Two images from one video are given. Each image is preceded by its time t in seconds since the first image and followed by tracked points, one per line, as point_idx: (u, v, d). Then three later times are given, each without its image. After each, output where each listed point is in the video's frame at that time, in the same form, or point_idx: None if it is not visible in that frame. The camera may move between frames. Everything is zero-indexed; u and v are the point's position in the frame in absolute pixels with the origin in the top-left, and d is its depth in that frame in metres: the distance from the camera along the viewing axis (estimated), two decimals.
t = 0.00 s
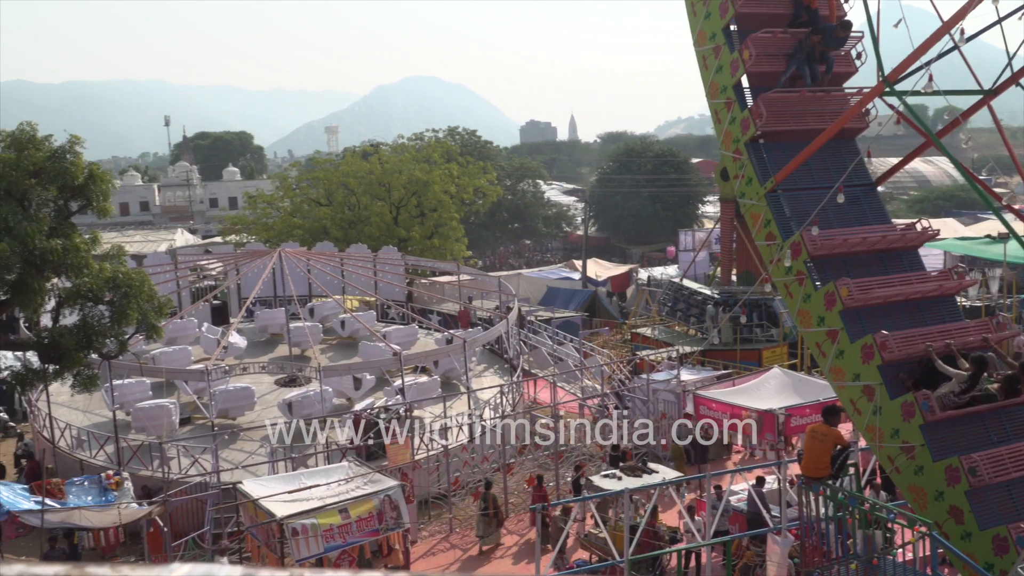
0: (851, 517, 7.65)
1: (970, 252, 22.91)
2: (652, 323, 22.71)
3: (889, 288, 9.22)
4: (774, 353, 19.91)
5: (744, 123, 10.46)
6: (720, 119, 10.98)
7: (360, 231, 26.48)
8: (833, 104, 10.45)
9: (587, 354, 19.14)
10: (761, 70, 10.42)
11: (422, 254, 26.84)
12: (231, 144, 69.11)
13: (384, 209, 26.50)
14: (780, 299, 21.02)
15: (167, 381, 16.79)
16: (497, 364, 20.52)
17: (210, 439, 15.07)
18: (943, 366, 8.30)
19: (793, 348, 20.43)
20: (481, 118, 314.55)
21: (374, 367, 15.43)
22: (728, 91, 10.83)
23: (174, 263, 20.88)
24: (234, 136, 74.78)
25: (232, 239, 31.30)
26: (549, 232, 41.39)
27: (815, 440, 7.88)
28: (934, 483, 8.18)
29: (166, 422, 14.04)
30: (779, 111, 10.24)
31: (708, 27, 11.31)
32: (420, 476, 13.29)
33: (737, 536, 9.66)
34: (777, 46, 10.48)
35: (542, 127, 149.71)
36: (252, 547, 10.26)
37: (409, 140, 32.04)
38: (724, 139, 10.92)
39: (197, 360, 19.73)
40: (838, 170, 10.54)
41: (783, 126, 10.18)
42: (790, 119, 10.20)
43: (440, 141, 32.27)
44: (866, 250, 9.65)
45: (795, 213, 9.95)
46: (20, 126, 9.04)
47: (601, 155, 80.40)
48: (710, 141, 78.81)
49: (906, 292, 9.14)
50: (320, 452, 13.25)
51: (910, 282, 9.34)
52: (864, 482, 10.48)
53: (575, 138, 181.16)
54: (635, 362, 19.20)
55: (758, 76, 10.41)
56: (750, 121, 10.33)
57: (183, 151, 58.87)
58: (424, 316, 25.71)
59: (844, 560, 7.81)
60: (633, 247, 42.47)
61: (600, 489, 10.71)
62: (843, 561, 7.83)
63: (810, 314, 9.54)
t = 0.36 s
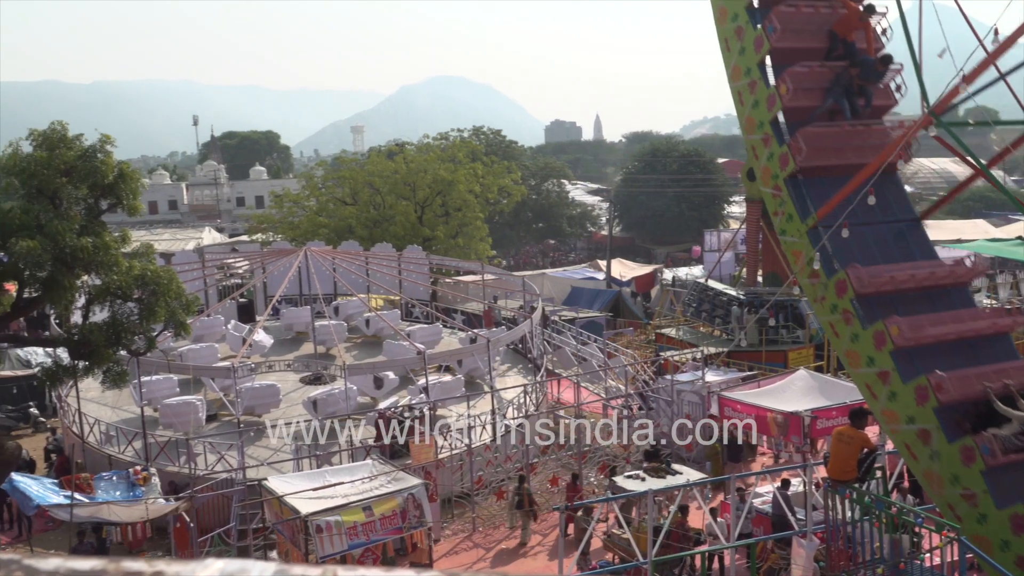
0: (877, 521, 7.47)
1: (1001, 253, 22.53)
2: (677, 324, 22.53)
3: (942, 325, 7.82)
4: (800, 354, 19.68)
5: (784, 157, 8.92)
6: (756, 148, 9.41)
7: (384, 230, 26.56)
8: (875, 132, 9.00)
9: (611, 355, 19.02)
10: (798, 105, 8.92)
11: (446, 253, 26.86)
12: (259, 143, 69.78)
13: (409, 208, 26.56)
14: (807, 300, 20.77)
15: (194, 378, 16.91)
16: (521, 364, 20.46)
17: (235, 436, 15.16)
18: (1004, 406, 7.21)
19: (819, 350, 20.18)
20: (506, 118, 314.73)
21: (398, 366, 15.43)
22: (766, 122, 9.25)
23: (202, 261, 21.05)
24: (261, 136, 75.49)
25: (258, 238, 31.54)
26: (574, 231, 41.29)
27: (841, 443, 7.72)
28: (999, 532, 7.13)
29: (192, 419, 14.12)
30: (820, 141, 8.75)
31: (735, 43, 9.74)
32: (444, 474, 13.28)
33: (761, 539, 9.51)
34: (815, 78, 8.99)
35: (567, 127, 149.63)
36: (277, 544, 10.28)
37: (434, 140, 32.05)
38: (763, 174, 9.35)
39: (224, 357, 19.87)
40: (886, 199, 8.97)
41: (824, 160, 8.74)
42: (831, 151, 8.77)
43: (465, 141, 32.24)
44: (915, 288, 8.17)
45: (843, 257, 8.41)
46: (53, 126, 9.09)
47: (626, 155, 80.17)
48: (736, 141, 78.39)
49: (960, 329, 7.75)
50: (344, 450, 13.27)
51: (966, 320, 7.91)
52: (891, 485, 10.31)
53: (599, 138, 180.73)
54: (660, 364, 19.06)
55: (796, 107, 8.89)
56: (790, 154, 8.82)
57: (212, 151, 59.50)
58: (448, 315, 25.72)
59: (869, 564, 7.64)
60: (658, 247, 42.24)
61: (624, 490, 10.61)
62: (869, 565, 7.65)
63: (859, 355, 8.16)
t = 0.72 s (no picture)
0: (904, 525, 7.28)
1: None
2: (701, 325, 22.28)
3: None
4: (826, 356, 19.42)
5: (851, 255, 7.01)
6: (819, 247, 7.55)
7: (409, 229, 26.61)
8: (952, 217, 6.90)
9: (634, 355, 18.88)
10: (861, 204, 7.02)
11: (471, 253, 26.83)
12: (285, 142, 70.27)
13: (433, 208, 26.59)
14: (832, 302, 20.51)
15: (220, 375, 17.00)
16: (544, 364, 20.37)
17: (260, 433, 15.22)
18: None
19: (845, 351, 19.92)
20: (530, 118, 314.70)
21: (422, 365, 15.41)
22: (828, 220, 7.36)
23: (228, 260, 21.18)
24: (287, 136, 76.00)
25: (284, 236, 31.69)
26: (598, 231, 41.15)
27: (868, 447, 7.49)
28: None
29: (218, 416, 14.18)
30: (887, 231, 6.85)
31: (785, 136, 8.01)
32: (467, 474, 13.24)
33: (786, 542, 9.32)
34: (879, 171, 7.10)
35: (591, 127, 149.41)
36: (301, 541, 10.29)
37: (458, 140, 32.04)
38: (830, 276, 7.42)
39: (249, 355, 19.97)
40: (974, 299, 6.68)
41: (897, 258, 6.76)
42: (905, 247, 6.79)
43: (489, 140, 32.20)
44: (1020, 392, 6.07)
45: (930, 361, 6.29)
46: (82, 125, 9.13)
47: (650, 155, 79.84)
48: (761, 141, 77.89)
49: None
50: (368, 448, 13.27)
51: None
52: (919, 489, 10.09)
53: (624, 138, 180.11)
54: (684, 365, 18.88)
55: (858, 204, 7.00)
56: (856, 248, 6.93)
57: (239, 151, 60.04)
58: (472, 314, 25.68)
59: (896, 569, 7.45)
60: (682, 247, 41.99)
61: (646, 491, 10.48)
62: (895, 570, 7.45)
63: (959, 470, 6.06)
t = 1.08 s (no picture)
0: (931, 529, 7.03)
1: None
2: (725, 326, 22.04)
3: None
4: (852, 358, 19.16)
5: (908, 294, 5.54)
6: (868, 300, 5.97)
7: (432, 229, 26.62)
8: None
9: (658, 356, 18.71)
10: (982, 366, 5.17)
11: (494, 252, 26.79)
12: (309, 141, 70.64)
13: (456, 207, 26.59)
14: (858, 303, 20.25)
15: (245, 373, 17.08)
16: (567, 364, 20.26)
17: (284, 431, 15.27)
18: None
19: (872, 353, 19.66)
20: (554, 117, 314.23)
21: (445, 364, 15.38)
22: (909, 326, 5.56)
23: (253, 259, 21.28)
24: (311, 136, 76.43)
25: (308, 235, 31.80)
26: (621, 231, 40.96)
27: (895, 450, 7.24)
28: None
29: (243, 413, 14.25)
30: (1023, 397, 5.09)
31: (821, 183, 6.25)
32: (489, 473, 13.19)
33: (809, 545, 9.13)
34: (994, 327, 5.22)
35: (614, 127, 149.04)
36: (324, 538, 10.28)
37: (482, 139, 31.95)
38: (883, 335, 5.90)
39: (273, 353, 20.05)
40: None
41: None
42: None
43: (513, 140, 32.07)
44: None
45: None
46: (110, 124, 9.15)
47: (674, 155, 79.32)
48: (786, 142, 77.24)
49: None
50: (391, 447, 13.27)
51: None
52: (947, 493, 9.88)
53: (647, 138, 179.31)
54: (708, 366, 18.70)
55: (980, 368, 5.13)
56: (915, 286, 5.46)
57: (264, 151, 60.53)
58: (494, 314, 25.63)
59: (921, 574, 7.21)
60: (706, 248, 41.65)
61: (669, 493, 10.35)
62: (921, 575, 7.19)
63: None
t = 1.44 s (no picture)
0: (957, 533, 6.86)
1: None
2: (749, 326, 21.81)
3: None
4: (878, 360, 18.90)
5: (990, 394, 4.91)
6: (904, 344, 5.79)
7: (456, 228, 26.64)
8: None
9: (682, 356, 18.56)
10: None
11: (517, 252, 26.74)
12: (333, 141, 71.00)
13: (480, 207, 26.59)
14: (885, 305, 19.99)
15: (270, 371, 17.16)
16: (590, 364, 20.16)
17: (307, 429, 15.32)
18: None
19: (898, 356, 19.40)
20: (578, 117, 313.70)
21: (468, 363, 15.36)
22: (993, 424, 4.93)
23: (278, 257, 21.38)
24: (336, 136, 76.85)
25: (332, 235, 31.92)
26: (645, 232, 40.75)
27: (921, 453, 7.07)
28: None
29: (267, 411, 14.32)
30: None
31: (917, 348, 5.64)
32: (511, 473, 13.15)
33: (832, 549, 8.97)
34: None
35: (638, 127, 148.48)
36: (347, 536, 10.28)
37: (506, 139, 31.89)
38: (968, 440, 5.28)
39: (298, 352, 20.13)
40: None
41: None
42: None
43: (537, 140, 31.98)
44: None
45: None
46: (138, 123, 9.20)
47: (698, 155, 78.80)
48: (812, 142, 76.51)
49: None
50: (414, 445, 13.28)
51: None
52: (975, 497, 9.67)
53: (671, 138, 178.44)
54: (732, 367, 18.51)
55: None
56: (996, 385, 4.83)
57: (289, 150, 60.97)
58: (518, 313, 25.59)
59: None
60: (731, 248, 41.28)
61: (692, 495, 10.22)
62: None
63: None
